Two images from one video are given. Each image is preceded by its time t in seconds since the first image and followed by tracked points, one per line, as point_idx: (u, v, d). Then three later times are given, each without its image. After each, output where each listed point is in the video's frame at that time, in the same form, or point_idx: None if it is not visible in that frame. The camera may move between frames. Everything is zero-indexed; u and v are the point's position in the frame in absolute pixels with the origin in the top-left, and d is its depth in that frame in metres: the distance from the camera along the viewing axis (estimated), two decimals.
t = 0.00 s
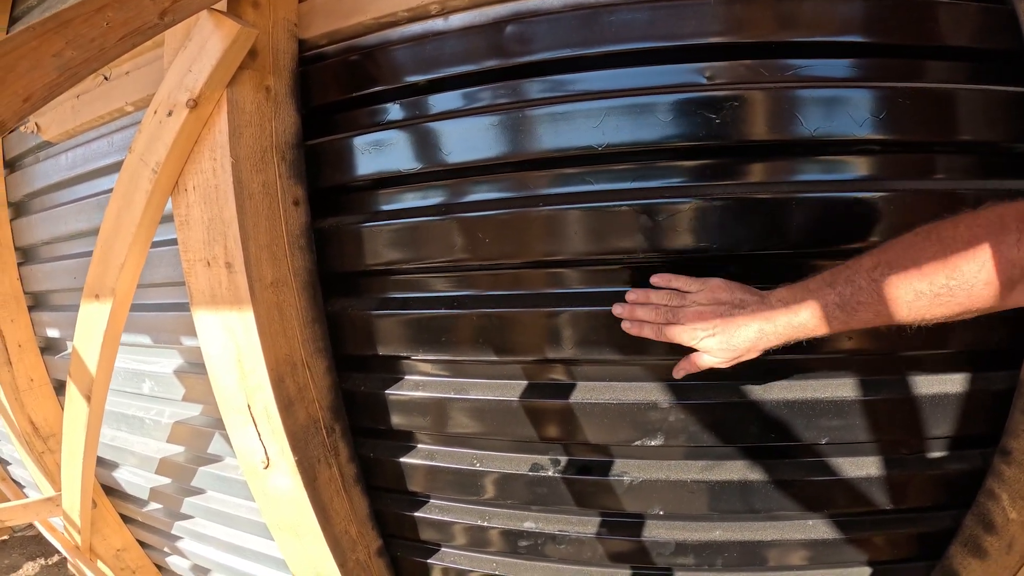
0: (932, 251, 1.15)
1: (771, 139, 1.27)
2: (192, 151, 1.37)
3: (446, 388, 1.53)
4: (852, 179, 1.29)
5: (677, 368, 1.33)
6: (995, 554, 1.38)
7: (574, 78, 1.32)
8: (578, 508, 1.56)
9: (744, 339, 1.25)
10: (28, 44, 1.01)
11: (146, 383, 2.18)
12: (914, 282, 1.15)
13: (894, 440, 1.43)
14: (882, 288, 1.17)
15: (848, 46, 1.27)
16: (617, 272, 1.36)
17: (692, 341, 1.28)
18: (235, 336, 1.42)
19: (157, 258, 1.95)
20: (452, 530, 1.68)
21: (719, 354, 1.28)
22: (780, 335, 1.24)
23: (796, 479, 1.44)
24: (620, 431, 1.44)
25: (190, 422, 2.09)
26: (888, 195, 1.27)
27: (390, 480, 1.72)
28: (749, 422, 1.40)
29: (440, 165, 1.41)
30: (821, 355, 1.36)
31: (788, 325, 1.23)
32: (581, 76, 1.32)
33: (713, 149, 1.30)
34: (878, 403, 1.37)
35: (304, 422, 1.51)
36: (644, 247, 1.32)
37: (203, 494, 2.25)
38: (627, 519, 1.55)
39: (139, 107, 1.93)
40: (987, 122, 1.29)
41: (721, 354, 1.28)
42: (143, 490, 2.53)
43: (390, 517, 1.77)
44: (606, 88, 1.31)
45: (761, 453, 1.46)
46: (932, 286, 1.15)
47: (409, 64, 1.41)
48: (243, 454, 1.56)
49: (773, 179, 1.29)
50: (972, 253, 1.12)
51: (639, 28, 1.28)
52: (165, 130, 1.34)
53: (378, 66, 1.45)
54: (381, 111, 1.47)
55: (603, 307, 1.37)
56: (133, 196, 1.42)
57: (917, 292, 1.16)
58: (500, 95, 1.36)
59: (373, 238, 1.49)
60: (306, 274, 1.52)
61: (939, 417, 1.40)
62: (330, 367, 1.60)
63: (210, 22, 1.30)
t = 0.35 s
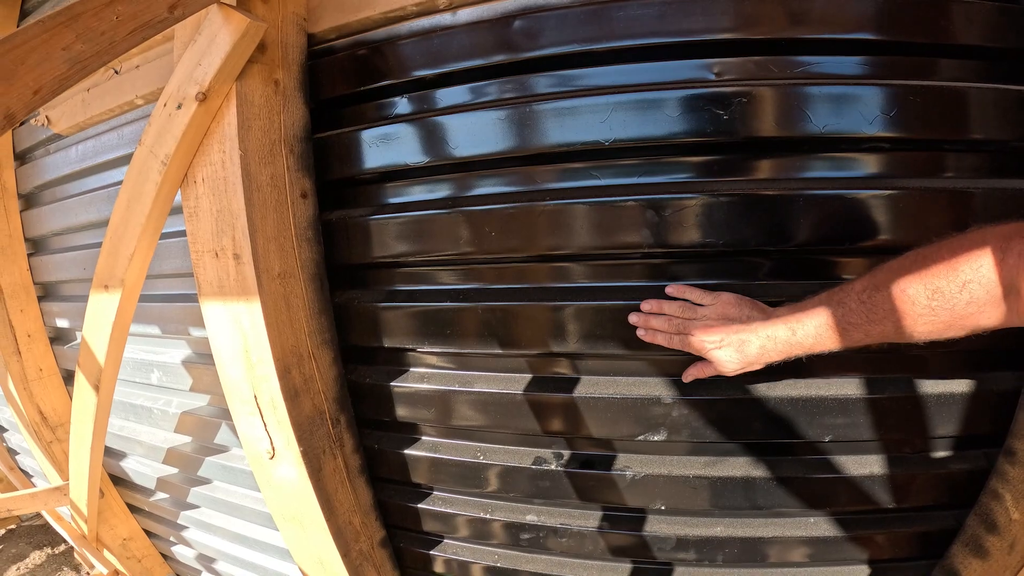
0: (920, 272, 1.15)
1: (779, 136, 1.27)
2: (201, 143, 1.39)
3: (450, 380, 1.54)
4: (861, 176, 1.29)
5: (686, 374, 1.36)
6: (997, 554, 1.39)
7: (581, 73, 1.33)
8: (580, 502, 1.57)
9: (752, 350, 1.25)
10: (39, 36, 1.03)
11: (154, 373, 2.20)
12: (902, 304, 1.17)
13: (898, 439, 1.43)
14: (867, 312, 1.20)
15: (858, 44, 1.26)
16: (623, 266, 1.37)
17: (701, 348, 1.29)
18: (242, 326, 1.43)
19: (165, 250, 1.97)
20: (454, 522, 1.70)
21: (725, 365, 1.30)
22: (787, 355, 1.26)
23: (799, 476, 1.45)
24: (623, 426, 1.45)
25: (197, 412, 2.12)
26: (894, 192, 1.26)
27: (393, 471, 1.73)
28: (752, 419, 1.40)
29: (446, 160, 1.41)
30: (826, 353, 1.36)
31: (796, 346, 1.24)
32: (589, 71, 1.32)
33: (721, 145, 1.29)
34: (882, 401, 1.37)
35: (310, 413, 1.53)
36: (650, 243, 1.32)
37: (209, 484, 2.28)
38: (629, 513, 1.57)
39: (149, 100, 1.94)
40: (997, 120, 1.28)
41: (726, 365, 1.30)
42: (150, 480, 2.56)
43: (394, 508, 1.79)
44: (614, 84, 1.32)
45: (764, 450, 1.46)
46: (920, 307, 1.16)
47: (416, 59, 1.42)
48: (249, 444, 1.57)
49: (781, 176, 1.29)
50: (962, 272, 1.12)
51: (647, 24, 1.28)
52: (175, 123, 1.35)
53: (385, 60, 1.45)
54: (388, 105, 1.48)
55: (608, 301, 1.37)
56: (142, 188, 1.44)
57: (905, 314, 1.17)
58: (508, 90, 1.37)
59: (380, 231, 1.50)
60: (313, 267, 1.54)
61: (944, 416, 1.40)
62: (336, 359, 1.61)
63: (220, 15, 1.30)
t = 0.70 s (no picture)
0: (954, 305, 1.23)
1: (791, 127, 1.25)
2: (208, 134, 1.38)
3: (459, 372, 1.53)
4: (872, 166, 1.26)
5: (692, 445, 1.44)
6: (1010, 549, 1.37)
7: (591, 64, 1.31)
8: (588, 496, 1.56)
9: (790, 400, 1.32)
10: (46, 25, 1.02)
11: (160, 367, 2.19)
12: (935, 332, 1.25)
13: (910, 432, 1.42)
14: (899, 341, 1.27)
15: (869, 35, 1.24)
16: (633, 258, 1.35)
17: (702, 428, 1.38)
18: (249, 318, 1.42)
19: (170, 243, 1.96)
20: (461, 517, 1.69)
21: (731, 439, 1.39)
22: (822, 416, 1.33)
23: (810, 470, 1.44)
24: (632, 420, 1.44)
25: (202, 406, 2.11)
26: (906, 183, 1.24)
27: (399, 465, 1.72)
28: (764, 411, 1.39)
29: (454, 150, 1.40)
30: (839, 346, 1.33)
31: (827, 409, 1.32)
32: (600, 61, 1.30)
33: (732, 135, 1.28)
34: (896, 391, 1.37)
35: (316, 406, 1.52)
36: (661, 234, 1.30)
37: (215, 479, 2.27)
38: (638, 508, 1.56)
39: (155, 94, 1.93)
40: (1011, 112, 1.26)
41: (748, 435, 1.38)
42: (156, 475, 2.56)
43: (400, 503, 1.78)
44: (624, 74, 1.30)
45: (775, 443, 1.46)
46: (883, 369, 1.27)
47: (423, 50, 1.40)
48: (255, 437, 1.56)
49: (789, 166, 1.27)
50: (951, 316, 1.23)
51: (658, 12, 1.25)
52: (181, 114, 1.34)
53: (392, 52, 1.44)
54: (396, 96, 1.46)
55: (617, 293, 1.35)
56: (149, 179, 1.43)
57: (937, 346, 1.25)
58: (514, 81, 1.35)
59: (388, 222, 1.49)
60: (320, 258, 1.53)
61: (956, 410, 1.39)
62: (342, 351, 1.60)
63: (227, 6, 1.29)
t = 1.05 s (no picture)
0: (977, 277, 1.17)
1: (807, 101, 1.20)
2: (212, 120, 1.36)
3: (469, 355, 1.51)
4: (888, 140, 1.21)
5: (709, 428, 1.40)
6: None
7: (608, 40, 1.26)
8: (601, 481, 1.54)
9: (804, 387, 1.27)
10: (43, 10, 1.04)
11: (172, 357, 2.21)
12: (963, 307, 1.17)
13: (933, 413, 1.38)
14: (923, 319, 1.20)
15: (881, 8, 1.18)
16: (645, 235, 1.32)
17: (719, 409, 1.34)
18: (256, 303, 1.41)
19: (178, 232, 1.96)
20: (474, 503, 1.68)
21: (748, 421, 1.35)
22: (842, 397, 1.28)
23: (828, 453, 1.41)
24: (645, 402, 1.41)
25: (214, 395, 2.11)
26: (927, 157, 1.19)
27: (410, 451, 1.71)
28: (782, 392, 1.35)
29: (460, 131, 1.38)
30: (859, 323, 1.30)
31: (849, 387, 1.26)
32: (614, 38, 1.25)
33: (742, 111, 1.22)
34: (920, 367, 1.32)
35: (326, 392, 1.51)
36: (670, 210, 1.26)
37: (229, 468, 2.29)
38: (652, 494, 1.53)
39: (159, 85, 1.93)
40: None
41: (766, 415, 1.33)
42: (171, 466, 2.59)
43: (412, 489, 1.78)
44: (635, 50, 1.25)
45: (793, 426, 1.43)
46: (905, 345, 1.20)
47: (427, 31, 1.37)
48: (266, 424, 1.56)
49: (797, 140, 1.22)
50: (969, 289, 1.17)
51: None
52: (184, 100, 1.32)
53: (395, 36, 1.41)
54: (401, 79, 1.43)
55: (629, 272, 1.32)
56: (153, 165, 1.41)
57: (968, 322, 1.17)
58: (521, 60, 1.31)
59: (395, 205, 1.47)
60: (327, 242, 1.52)
61: (980, 391, 1.36)
62: (351, 336, 1.60)
63: None
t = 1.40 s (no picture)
0: (974, 242, 1.15)
1: (801, 74, 1.21)
2: (218, 113, 1.40)
3: (480, 328, 1.56)
4: (887, 109, 1.21)
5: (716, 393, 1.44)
6: None
7: (607, 17, 1.27)
8: (611, 447, 1.59)
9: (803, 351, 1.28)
10: (41, 17, 1.13)
11: (195, 342, 2.30)
12: (958, 273, 1.16)
13: (939, 376, 1.41)
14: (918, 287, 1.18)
15: None
16: (647, 206, 1.34)
17: (723, 374, 1.37)
18: (274, 286, 1.47)
19: (193, 221, 2.02)
20: (492, 472, 1.76)
21: (751, 386, 1.38)
22: (844, 362, 1.29)
23: (834, 417, 1.44)
24: (652, 369, 1.45)
25: (237, 376, 2.20)
26: (928, 124, 1.19)
27: (427, 424, 1.78)
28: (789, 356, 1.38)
29: (461, 112, 1.40)
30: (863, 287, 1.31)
31: (848, 352, 1.26)
32: (612, 15, 1.27)
33: (739, 83, 1.23)
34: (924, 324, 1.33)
35: (344, 368, 1.57)
36: (670, 180, 1.28)
37: (255, 448, 2.38)
38: (663, 459, 1.60)
39: (164, 81, 1.97)
40: None
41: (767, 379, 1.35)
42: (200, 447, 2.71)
43: (430, 460, 1.85)
44: (631, 27, 1.26)
45: (799, 390, 1.46)
46: (899, 312, 1.20)
47: (425, 16, 1.39)
48: (287, 402, 1.63)
49: (798, 110, 1.23)
50: (965, 254, 1.15)
51: None
52: (189, 95, 1.36)
53: (394, 22, 1.43)
54: (402, 64, 1.46)
55: (632, 241, 1.34)
56: (165, 159, 1.46)
57: (965, 287, 1.15)
58: (519, 41, 1.33)
59: (402, 184, 1.51)
60: (337, 225, 1.56)
61: (986, 354, 1.37)
62: (366, 313, 1.65)
63: None
